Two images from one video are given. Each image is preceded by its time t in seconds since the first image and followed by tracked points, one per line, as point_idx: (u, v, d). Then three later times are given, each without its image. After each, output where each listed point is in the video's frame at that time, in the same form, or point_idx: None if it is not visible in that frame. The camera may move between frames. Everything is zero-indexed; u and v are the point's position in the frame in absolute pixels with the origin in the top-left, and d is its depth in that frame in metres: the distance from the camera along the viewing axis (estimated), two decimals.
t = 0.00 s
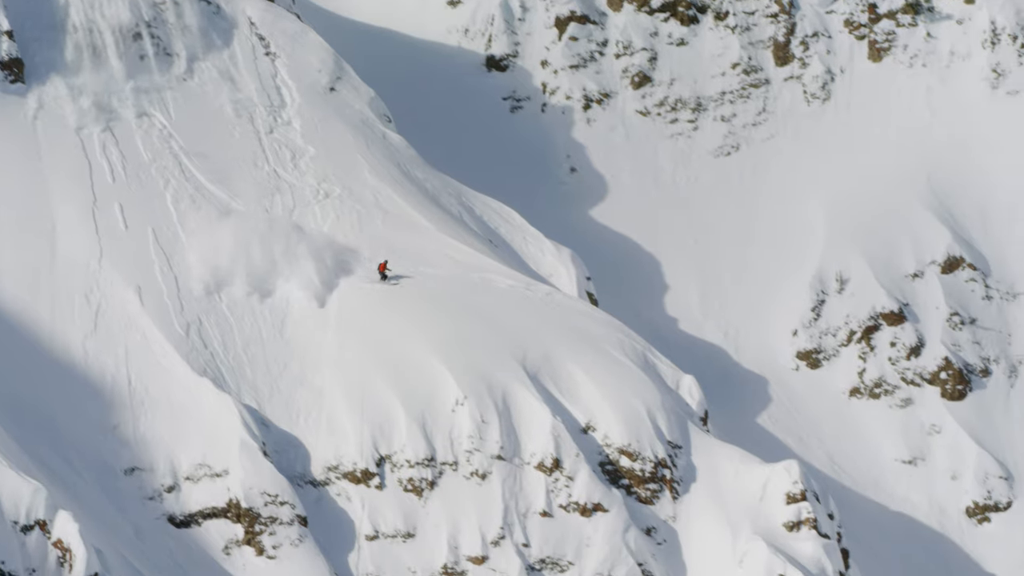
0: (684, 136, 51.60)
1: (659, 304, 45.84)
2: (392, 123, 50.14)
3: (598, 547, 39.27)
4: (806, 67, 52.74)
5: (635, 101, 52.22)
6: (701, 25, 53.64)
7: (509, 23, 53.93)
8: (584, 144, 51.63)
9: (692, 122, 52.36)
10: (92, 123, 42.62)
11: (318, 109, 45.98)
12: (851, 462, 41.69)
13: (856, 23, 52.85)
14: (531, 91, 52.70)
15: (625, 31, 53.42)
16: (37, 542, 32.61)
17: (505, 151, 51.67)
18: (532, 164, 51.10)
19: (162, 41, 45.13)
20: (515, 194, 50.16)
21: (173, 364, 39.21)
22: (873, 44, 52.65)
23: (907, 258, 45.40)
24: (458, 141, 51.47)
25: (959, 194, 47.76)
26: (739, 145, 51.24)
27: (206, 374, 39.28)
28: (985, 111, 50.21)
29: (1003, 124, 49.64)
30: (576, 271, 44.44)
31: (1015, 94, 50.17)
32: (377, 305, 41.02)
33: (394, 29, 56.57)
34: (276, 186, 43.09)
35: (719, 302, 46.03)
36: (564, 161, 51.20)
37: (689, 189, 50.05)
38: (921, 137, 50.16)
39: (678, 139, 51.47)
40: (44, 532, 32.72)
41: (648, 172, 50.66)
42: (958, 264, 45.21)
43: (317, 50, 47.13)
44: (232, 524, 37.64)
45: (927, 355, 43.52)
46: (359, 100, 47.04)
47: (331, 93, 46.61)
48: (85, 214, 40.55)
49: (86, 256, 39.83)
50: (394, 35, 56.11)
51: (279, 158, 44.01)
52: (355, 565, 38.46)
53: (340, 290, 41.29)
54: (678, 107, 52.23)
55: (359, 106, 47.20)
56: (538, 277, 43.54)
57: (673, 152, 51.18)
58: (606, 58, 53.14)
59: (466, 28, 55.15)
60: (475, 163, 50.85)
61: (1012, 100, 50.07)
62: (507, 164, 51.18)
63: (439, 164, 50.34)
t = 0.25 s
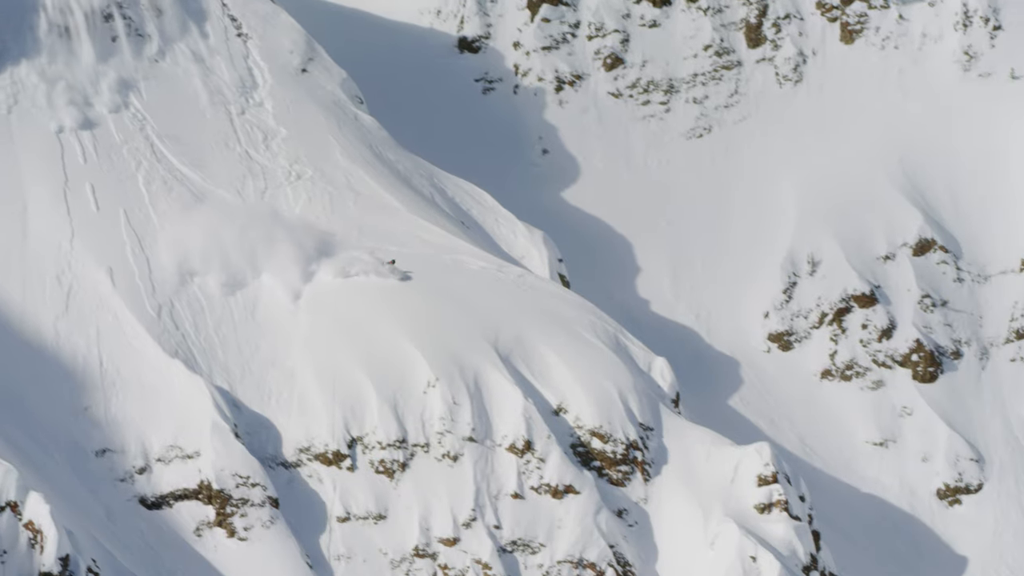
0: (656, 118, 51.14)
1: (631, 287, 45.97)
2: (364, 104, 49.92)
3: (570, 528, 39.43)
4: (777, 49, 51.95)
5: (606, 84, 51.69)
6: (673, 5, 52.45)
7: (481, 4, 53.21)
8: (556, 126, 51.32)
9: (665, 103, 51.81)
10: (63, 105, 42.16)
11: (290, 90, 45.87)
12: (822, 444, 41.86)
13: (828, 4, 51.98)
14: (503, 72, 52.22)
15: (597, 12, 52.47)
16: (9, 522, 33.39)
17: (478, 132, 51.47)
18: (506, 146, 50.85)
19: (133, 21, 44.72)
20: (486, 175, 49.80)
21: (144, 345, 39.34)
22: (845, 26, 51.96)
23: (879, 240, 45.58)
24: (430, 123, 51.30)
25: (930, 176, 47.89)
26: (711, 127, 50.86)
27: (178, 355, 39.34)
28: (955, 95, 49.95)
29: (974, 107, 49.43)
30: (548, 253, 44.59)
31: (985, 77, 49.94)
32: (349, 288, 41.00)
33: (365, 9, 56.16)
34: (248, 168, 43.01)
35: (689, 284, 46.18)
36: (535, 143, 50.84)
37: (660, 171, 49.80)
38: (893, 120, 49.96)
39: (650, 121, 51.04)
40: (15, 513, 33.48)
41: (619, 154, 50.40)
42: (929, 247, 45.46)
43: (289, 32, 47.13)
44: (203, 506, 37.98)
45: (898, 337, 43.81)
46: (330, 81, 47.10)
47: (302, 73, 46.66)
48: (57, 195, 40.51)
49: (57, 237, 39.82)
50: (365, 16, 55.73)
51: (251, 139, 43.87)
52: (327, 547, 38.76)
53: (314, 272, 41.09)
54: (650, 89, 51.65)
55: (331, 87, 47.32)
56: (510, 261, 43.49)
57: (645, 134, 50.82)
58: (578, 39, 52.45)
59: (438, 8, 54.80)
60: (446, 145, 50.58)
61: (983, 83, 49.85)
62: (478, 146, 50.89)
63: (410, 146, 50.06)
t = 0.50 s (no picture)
0: (626, 101, 51.32)
1: (601, 271, 46.10)
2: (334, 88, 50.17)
3: (539, 511, 39.48)
4: (747, 33, 52.01)
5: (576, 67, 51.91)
6: None
7: None
8: (527, 110, 51.39)
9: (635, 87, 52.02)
10: (31, 87, 41.61)
11: (259, 72, 45.40)
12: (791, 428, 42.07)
13: None
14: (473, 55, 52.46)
15: None
16: None
17: (449, 114, 51.54)
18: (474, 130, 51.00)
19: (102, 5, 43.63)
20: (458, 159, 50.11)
21: (113, 329, 39.28)
22: (815, 10, 52.06)
23: (848, 224, 45.52)
24: (401, 106, 51.54)
25: (898, 158, 47.79)
26: (681, 111, 50.99)
27: (147, 339, 39.30)
28: (925, 79, 49.90)
29: (945, 91, 49.26)
30: (518, 237, 44.67)
31: (956, 61, 49.85)
32: (318, 272, 40.77)
33: None
34: (217, 151, 42.98)
35: (658, 266, 46.28)
36: (506, 126, 50.97)
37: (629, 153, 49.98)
38: (863, 103, 49.75)
39: (620, 105, 51.22)
40: None
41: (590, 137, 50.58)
42: (898, 231, 45.44)
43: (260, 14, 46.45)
44: (172, 490, 38.02)
45: (868, 321, 43.91)
46: (301, 65, 46.72)
47: (273, 57, 46.12)
48: (26, 179, 40.37)
49: (26, 220, 39.75)
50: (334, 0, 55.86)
51: (220, 123, 43.75)
52: (296, 531, 38.80)
53: (284, 256, 40.83)
54: (620, 73, 51.87)
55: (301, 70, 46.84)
56: (479, 244, 43.12)
57: (615, 118, 51.06)
58: (548, 23, 52.59)
59: None
60: (417, 128, 50.84)
61: (953, 67, 49.76)
62: (450, 129, 51.09)
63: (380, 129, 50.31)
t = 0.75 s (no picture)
0: (594, 87, 52.00)
1: (570, 257, 46.36)
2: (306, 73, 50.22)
3: (507, 497, 39.51)
4: (715, 19, 52.41)
5: (545, 53, 52.56)
6: None
7: None
8: (495, 96, 52.03)
9: (603, 73, 52.69)
10: None
11: (227, 57, 46.06)
12: (760, 414, 42.16)
13: None
14: (442, 41, 53.12)
15: None
16: None
17: (419, 101, 52.08)
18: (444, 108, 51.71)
19: None
20: (429, 148, 50.40)
21: (82, 314, 39.21)
22: None
23: (816, 210, 45.90)
24: (372, 93, 51.82)
25: (866, 142, 48.16)
26: (648, 97, 51.62)
27: (114, 324, 39.20)
28: (895, 65, 50.45)
29: (911, 77, 49.91)
30: (485, 222, 45.01)
31: (924, 47, 50.39)
32: (287, 255, 40.48)
33: None
34: (186, 136, 43.15)
35: (626, 252, 46.62)
36: (474, 113, 51.57)
37: (598, 137, 50.68)
38: (830, 89, 50.39)
39: (588, 90, 51.91)
40: None
41: (558, 123, 51.24)
42: (867, 217, 45.47)
43: None
44: (140, 475, 38.04)
45: (836, 307, 43.96)
46: (269, 50, 47.69)
47: (241, 42, 47.05)
48: None
49: None
50: None
51: (190, 109, 43.98)
52: (264, 516, 38.82)
53: (252, 241, 40.53)
54: (588, 58, 52.55)
55: (270, 55, 47.90)
56: (447, 230, 43.72)
57: (583, 103, 51.71)
58: (517, 8, 53.22)
59: None
60: (389, 117, 51.11)
61: (920, 53, 50.36)
62: (422, 116, 51.43)
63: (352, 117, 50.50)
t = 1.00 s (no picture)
0: (570, 74, 52.08)
1: (545, 243, 46.31)
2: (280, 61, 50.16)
3: (482, 483, 39.53)
4: (692, 5, 52.40)
5: (520, 39, 52.59)
6: None
7: None
8: (472, 82, 52.12)
9: (579, 60, 52.70)
10: None
11: (201, 42, 46.17)
12: (735, 401, 42.27)
13: None
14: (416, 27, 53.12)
15: None
16: None
17: (393, 87, 52.12)
18: (417, 95, 51.73)
19: None
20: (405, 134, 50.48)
21: (56, 299, 39.16)
22: None
23: (791, 195, 45.93)
24: (348, 82, 51.87)
25: (841, 128, 48.28)
26: (624, 85, 51.63)
27: (89, 310, 39.13)
28: (872, 51, 50.55)
29: (889, 64, 49.91)
30: (460, 208, 45.11)
31: (900, 33, 50.57)
32: (261, 240, 40.42)
33: None
34: (161, 122, 43.40)
35: (601, 237, 46.50)
36: (450, 99, 51.63)
37: (573, 124, 50.83)
38: (805, 75, 50.53)
39: (564, 77, 51.99)
40: None
41: (534, 110, 51.37)
42: (841, 204, 45.52)
43: None
44: (115, 460, 38.03)
45: (811, 294, 44.04)
46: (243, 36, 47.68)
47: (216, 27, 47.22)
48: None
49: None
50: None
51: (163, 94, 44.15)
52: (239, 502, 38.82)
53: (227, 227, 40.62)
54: (564, 45, 52.58)
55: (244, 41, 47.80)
56: (422, 216, 44.02)
57: (559, 90, 51.86)
58: None
59: None
60: (365, 105, 51.20)
61: (897, 39, 50.50)
62: (398, 104, 51.54)
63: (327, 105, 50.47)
